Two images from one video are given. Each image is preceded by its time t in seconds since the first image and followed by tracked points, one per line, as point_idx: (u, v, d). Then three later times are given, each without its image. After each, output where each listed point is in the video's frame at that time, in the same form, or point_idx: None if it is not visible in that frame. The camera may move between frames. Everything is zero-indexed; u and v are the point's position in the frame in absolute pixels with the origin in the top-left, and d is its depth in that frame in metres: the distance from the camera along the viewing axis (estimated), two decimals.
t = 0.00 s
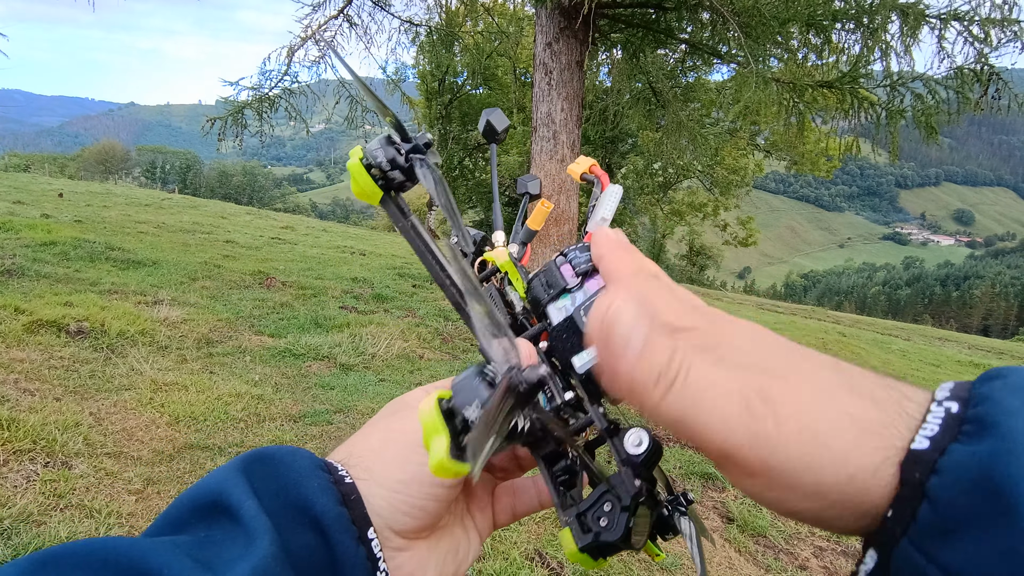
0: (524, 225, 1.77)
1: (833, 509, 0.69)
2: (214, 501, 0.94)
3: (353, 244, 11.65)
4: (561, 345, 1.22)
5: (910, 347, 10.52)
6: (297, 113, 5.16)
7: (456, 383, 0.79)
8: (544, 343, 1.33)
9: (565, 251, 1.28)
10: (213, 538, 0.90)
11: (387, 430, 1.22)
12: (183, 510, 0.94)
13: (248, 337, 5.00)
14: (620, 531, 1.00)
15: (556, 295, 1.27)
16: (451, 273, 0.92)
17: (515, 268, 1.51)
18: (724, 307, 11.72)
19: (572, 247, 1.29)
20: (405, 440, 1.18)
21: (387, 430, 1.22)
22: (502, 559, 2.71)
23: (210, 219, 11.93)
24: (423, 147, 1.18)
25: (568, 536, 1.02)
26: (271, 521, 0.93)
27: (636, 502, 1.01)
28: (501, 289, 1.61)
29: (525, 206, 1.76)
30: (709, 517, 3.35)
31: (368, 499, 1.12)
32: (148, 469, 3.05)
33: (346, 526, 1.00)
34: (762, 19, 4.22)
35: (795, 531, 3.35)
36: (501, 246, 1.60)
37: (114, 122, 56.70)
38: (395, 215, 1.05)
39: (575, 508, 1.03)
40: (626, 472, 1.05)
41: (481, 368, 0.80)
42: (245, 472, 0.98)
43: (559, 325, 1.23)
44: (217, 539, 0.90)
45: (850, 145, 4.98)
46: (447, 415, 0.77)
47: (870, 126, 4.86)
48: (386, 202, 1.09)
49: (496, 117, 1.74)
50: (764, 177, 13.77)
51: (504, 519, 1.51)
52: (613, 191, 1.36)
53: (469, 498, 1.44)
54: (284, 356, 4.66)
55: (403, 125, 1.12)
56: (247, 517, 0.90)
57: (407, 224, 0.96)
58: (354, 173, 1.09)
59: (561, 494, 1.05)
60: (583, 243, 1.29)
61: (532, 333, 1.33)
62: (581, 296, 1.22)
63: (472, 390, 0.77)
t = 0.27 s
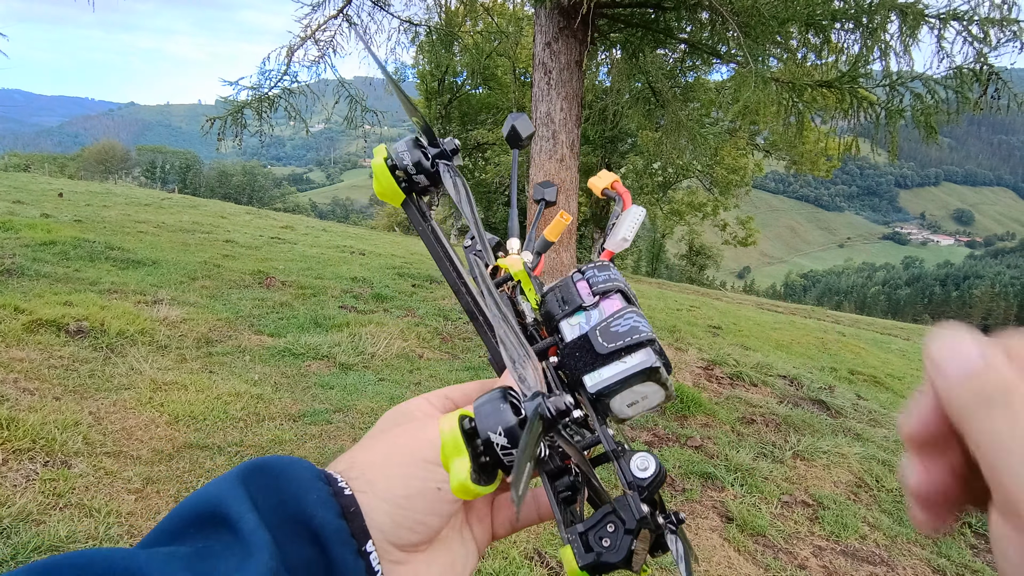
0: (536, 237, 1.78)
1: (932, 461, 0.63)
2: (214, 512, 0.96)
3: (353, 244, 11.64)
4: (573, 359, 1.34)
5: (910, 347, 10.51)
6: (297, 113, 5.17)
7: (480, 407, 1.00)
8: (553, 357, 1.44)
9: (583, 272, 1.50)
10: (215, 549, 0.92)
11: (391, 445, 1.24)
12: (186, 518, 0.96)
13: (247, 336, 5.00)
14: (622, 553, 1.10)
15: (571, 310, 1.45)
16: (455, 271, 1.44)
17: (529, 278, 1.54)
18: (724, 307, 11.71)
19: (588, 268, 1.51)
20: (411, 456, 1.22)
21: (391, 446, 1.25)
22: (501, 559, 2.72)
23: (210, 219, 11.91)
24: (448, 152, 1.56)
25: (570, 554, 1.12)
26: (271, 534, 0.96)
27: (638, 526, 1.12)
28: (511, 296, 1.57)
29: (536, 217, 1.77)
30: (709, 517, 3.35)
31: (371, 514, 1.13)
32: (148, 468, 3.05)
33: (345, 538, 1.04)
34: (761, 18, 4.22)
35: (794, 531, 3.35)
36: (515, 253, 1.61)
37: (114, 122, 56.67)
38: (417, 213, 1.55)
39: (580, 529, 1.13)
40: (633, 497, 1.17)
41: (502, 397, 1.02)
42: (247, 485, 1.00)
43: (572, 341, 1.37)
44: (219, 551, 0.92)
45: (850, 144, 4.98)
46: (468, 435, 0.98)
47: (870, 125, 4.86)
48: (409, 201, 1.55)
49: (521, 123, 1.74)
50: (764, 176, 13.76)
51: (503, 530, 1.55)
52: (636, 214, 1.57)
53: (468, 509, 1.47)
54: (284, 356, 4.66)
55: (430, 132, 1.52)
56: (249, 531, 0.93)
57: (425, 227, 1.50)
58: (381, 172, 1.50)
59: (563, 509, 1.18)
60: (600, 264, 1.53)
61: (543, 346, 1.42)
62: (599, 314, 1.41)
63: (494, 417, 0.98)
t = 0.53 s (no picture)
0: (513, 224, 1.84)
1: None
2: (195, 492, 0.93)
3: (353, 244, 11.64)
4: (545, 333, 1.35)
5: (909, 347, 10.52)
6: (296, 112, 5.17)
7: (456, 370, 0.97)
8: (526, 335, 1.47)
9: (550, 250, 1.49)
10: (196, 528, 0.89)
11: (372, 421, 1.20)
12: (166, 499, 0.92)
13: (247, 336, 5.00)
14: (602, 514, 1.14)
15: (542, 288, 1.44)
16: (428, 256, 1.41)
17: (499, 264, 1.64)
18: (724, 306, 11.70)
19: (555, 246, 1.50)
20: (391, 432, 1.16)
21: (372, 422, 1.20)
22: (500, 559, 2.71)
23: (210, 219, 11.90)
24: (413, 138, 1.55)
25: (551, 518, 1.17)
26: (252, 511, 0.91)
27: (615, 487, 1.17)
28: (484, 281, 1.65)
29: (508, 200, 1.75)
30: (707, 517, 3.35)
31: (355, 491, 1.10)
32: (147, 468, 3.05)
33: (329, 515, 0.99)
34: (761, 18, 4.21)
35: (793, 531, 3.35)
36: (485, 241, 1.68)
37: (114, 122, 56.66)
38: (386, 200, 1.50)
39: (560, 494, 1.18)
40: (609, 461, 1.22)
41: (477, 358, 0.99)
42: (228, 462, 0.96)
43: (544, 316, 1.37)
44: (199, 529, 0.88)
45: (851, 144, 4.98)
46: (445, 397, 0.97)
47: (870, 125, 4.86)
48: (378, 189, 1.51)
49: (485, 112, 1.77)
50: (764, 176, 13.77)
51: (487, 507, 1.57)
52: (596, 192, 1.58)
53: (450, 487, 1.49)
54: (283, 356, 4.66)
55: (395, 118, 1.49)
56: (229, 507, 0.89)
57: (397, 214, 1.43)
58: (348, 160, 1.46)
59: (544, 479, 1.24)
60: (566, 242, 1.52)
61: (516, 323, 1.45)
62: (568, 289, 1.42)
63: (470, 377, 0.95)
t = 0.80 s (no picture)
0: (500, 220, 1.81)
1: None
2: (188, 491, 0.92)
3: (353, 244, 11.63)
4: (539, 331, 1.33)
5: (910, 346, 10.51)
6: (295, 112, 5.16)
7: (452, 373, 0.98)
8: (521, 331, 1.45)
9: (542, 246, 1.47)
10: (191, 526, 0.88)
11: (368, 419, 1.21)
12: (160, 500, 0.91)
13: (246, 336, 5.00)
14: (599, 508, 1.17)
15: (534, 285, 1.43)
16: (420, 256, 1.47)
17: (491, 259, 1.60)
18: (724, 306, 11.70)
19: (547, 241, 1.49)
20: (387, 430, 1.18)
21: (368, 420, 1.21)
22: (500, 559, 2.71)
23: (209, 219, 11.89)
24: (402, 137, 1.59)
25: (549, 513, 1.20)
26: (247, 509, 0.91)
27: (612, 482, 1.19)
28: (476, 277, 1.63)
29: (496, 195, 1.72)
30: (707, 516, 3.34)
31: (351, 488, 1.11)
32: (146, 468, 3.05)
33: (325, 513, 0.98)
34: (761, 17, 4.21)
35: (793, 531, 3.34)
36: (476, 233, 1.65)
37: (114, 122, 56.63)
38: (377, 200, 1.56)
39: (557, 490, 1.22)
40: (604, 455, 1.24)
41: (474, 362, 1.01)
42: (223, 460, 0.95)
43: (537, 313, 1.35)
44: (195, 528, 0.88)
45: (851, 144, 4.98)
46: (444, 401, 0.96)
47: (870, 125, 4.85)
48: (368, 188, 1.55)
49: (472, 107, 1.76)
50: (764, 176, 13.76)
51: (483, 503, 1.57)
52: (587, 187, 1.54)
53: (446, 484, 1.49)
54: (283, 356, 4.65)
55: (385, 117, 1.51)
56: (224, 504, 0.89)
57: (388, 215, 1.49)
58: (337, 159, 1.48)
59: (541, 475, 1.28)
60: (558, 237, 1.50)
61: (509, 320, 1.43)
62: (561, 285, 1.40)
63: (468, 381, 0.97)
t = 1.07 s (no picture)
0: (514, 221, 1.79)
1: None
2: (199, 494, 0.90)
3: (353, 243, 11.63)
4: (553, 344, 1.30)
5: (909, 346, 10.50)
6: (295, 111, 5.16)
7: (478, 404, 0.89)
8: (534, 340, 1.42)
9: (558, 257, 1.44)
10: (205, 530, 0.87)
11: (382, 426, 1.18)
12: (172, 502, 0.89)
13: (245, 335, 4.99)
14: (612, 528, 1.18)
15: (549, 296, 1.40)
16: (435, 265, 1.47)
17: (502, 262, 1.60)
18: (723, 305, 11.70)
19: (562, 252, 1.47)
20: (401, 437, 1.15)
21: (382, 426, 1.18)
22: (498, 558, 2.70)
23: (209, 218, 11.89)
24: (418, 143, 1.52)
25: (561, 530, 1.18)
26: (260, 514, 0.89)
27: (625, 501, 1.20)
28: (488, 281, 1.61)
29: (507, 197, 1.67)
30: (706, 516, 3.34)
31: (364, 496, 1.08)
32: (144, 467, 3.04)
33: (337, 519, 0.96)
34: (761, 16, 4.20)
35: (793, 530, 3.33)
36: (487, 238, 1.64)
37: (114, 121, 56.62)
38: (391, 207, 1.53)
39: (569, 506, 1.21)
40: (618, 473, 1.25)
41: (500, 393, 0.90)
42: (237, 463, 0.93)
43: (551, 325, 1.32)
44: (207, 531, 0.86)
45: (851, 143, 4.98)
46: (468, 434, 0.88)
47: (870, 124, 4.85)
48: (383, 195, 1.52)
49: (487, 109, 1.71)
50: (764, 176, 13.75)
51: (491, 509, 1.55)
52: (603, 195, 1.51)
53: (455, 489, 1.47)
54: (282, 355, 4.65)
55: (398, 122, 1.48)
56: (238, 510, 0.87)
57: (403, 222, 1.48)
58: (351, 167, 1.49)
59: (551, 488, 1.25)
60: (573, 247, 1.49)
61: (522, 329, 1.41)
62: (575, 297, 1.38)
63: (493, 414, 0.88)
